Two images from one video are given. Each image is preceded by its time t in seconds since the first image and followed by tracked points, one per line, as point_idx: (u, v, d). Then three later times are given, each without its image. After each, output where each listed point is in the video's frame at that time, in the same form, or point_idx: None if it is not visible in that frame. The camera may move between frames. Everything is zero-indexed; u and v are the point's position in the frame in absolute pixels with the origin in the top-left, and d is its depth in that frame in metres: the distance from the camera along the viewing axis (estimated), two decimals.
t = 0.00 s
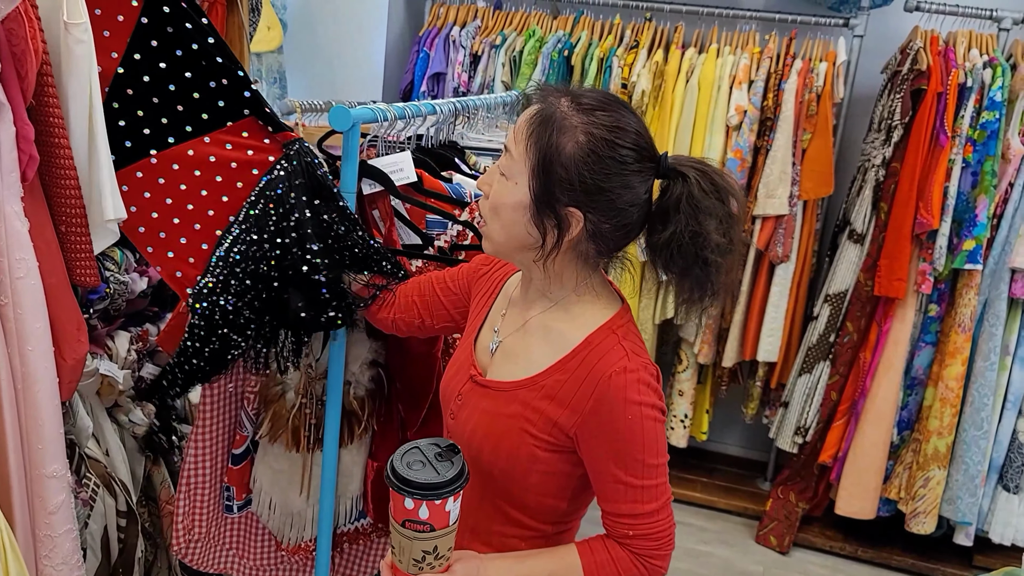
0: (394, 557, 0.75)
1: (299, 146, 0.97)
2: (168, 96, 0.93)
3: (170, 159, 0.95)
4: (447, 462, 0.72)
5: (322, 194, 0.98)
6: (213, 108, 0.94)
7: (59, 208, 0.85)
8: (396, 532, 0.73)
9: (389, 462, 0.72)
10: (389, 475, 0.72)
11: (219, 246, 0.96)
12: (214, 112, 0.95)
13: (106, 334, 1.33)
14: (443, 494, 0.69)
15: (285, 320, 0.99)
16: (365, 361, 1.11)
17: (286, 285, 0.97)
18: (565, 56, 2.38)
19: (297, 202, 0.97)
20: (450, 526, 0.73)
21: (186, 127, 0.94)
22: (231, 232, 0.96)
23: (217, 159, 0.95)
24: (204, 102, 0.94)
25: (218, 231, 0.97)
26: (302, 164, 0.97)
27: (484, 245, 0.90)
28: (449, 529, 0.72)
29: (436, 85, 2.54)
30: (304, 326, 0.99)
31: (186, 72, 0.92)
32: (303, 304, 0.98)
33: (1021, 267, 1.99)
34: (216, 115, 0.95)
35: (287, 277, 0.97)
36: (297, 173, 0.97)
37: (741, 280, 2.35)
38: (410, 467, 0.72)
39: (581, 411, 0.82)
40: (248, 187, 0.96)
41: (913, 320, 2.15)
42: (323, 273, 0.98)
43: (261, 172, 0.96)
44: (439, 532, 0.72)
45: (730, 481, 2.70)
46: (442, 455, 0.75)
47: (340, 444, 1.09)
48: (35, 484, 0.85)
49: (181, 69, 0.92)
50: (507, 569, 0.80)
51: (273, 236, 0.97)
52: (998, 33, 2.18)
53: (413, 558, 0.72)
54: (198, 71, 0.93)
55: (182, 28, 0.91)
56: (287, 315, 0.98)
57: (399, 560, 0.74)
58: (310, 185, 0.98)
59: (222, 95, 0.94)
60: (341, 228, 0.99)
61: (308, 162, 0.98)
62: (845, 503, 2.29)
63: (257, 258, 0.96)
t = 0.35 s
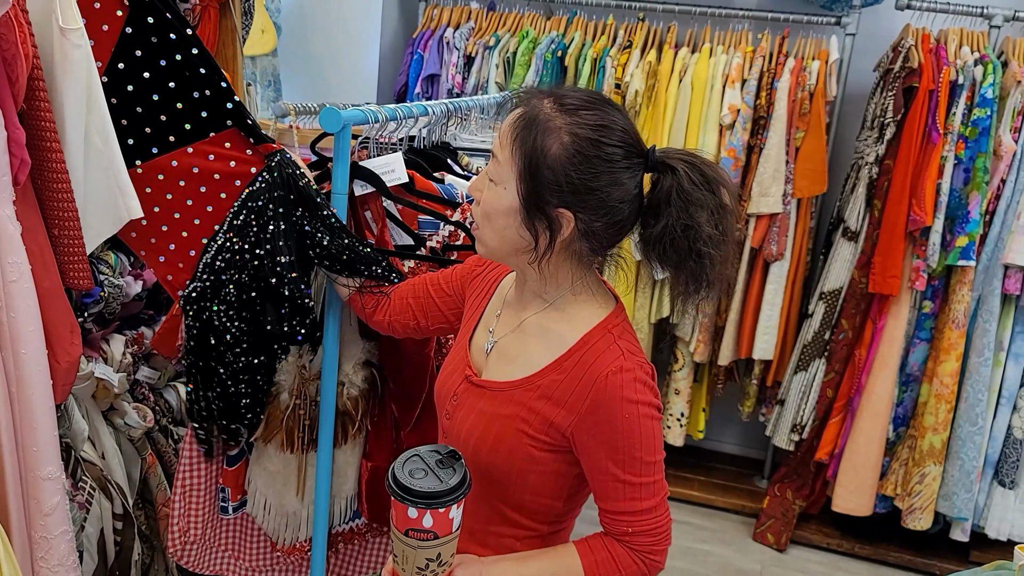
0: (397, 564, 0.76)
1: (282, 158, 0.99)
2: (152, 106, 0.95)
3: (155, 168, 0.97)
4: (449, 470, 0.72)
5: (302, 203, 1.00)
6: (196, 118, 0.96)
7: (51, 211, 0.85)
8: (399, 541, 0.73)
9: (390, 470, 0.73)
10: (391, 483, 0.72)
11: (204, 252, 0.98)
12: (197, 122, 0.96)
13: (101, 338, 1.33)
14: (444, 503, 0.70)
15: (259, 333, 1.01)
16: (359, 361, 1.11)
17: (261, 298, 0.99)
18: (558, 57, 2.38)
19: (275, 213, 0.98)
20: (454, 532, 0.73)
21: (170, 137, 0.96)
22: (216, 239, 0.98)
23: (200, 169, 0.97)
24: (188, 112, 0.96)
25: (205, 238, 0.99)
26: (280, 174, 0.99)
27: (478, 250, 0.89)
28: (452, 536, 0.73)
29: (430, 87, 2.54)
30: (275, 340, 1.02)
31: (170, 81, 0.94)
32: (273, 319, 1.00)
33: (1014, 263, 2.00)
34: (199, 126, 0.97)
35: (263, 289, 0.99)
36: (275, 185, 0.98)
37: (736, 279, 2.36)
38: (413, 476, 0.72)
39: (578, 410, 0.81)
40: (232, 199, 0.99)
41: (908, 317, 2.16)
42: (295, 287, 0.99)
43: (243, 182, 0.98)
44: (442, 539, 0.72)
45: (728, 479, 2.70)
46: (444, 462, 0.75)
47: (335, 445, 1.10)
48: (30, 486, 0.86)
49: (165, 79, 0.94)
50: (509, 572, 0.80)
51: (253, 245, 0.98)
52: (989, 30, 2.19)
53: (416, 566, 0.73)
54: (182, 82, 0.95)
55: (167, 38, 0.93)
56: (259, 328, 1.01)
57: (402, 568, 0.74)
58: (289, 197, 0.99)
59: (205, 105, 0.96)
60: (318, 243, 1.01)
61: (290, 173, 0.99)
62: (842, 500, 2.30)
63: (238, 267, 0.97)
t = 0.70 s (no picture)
0: (390, 565, 0.77)
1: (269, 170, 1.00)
2: (140, 115, 0.94)
3: (142, 178, 0.96)
4: (443, 472, 0.74)
5: (290, 215, 1.02)
6: (184, 128, 0.96)
7: (47, 215, 0.86)
8: (394, 542, 0.74)
9: (385, 472, 0.74)
10: (386, 486, 0.74)
11: (188, 265, 0.97)
12: (186, 132, 0.96)
13: (97, 341, 1.34)
14: (439, 504, 0.71)
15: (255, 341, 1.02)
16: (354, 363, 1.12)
17: (253, 307, 1.00)
18: (552, 61, 2.40)
19: (263, 224, 0.99)
20: (449, 533, 0.75)
21: (158, 146, 0.96)
22: (200, 251, 0.97)
23: (188, 179, 0.97)
24: (177, 123, 0.96)
25: (188, 250, 0.98)
26: (267, 186, 0.99)
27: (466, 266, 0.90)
28: (447, 537, 0.75)
29: (425, 90, 2.56)
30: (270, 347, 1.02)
31: (159, 91, 0.94)
32: (270, 327, 1.01)
33: (1006, 264, 2.01)
34: (188, 136, 0.97)
35: (257, 298, 0.99)
36: (261, 197, 0.99)
37: (730, 281, 2.37)
38: (408, 478, 0.74)
39: (569, 412, 0.82)
40: (218, 210, 0.98)
41: (901, 317, 2.18)
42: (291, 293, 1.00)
43: (230, 194, 0.98)
44: (437, 541, 0.74)
45: (724, 480, 2.71)
46: (439, 464, 0.76)
47: (330, 447, 1.10)
48: (27, 489, 0.86)
49: (155, 89, 0.94)
50: (503, 572, 0.81)
51: (242, 255, 0.98)
52: (980, 33, 2.20)
53: (411, 566, 0.74)
54: (171, 92, 0.94)
55: (156, 48, 0.92)
56: (255, 336, 1.01)
57: (397, 570, 0.75)
58: (276, 208, 1.01)
59: (194, 116, 0.96)
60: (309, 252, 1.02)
61: (277, 184, 1.00)
62: (837, 500, 2.31)
63: (227, 278, 0.98)
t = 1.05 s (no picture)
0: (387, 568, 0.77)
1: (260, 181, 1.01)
2: (131, 124, 0.96)
3: (133, 186, 0.97)
4: (439, 476, 0.75)
5: (279, 226, 1.02)
6: (175, 138, 0.98)
7: (43, 219, 0.87)
8: (390, 546, 0.75)
9: (382, 476, 0.75)
10: (383, 490, 0.75)
11: (176, 272, 0.98)
12: (176, 142, 0.98)
13: (91, 345, 1.34)
14: (435, 508, 0.72)
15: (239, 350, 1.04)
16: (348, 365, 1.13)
17: (239, 315, 1.02)
18: (544, 64, 2.41)
19: (251, 235, 1.00)
20: (445, 535, 0.76)
21: (149, 155, 0.97)
22: (189, 260, 0.99)
23: (178, 188, 0.98)
24: (167, 132, 0.97)
25: (177, 258, 0.99)
26: (256, 198, 1.00)
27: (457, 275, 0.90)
28: (443, 540, 0.76)
29: (417, 94, 2.57)
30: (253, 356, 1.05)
31: (150, 101, 0.96)
32: (255, 337, 1.03)
33: (994, 266, 2.03)
34: (178, 145, 0.98)
35: (242, 308, 1.02)
36: (249, 208, 1.00)
37: (722, 283, 2.39)
38: (404, 481, 0.74)
39: (562, 413, 0.82)
40: (208, 220, 0.99)
41: (891, 319, 2.20)
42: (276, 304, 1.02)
43: (220, 204, 0.99)
44: (433, 544, 0.75)
45: (715, 481, 2.73)
46: (434, 468, 0.77)
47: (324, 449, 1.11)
48: (24, 492, 0.86)
49: (146, 98, 0.95)
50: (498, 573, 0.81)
51: (229, 265, 1.00)
52: (967, 37, 2.23)
53: (408, 570, 0.75)
54: (162, 101, 0.96)
55: (149, 58, 0.94)
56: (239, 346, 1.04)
57: (394, 572, 0.76)
58: (265, 219, 1.02)
59: (184, 126, 0.97)
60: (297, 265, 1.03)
61: (267, 196, 1.01)
62: (827, 500, 2.33)
63: (214, 287, 1.00)
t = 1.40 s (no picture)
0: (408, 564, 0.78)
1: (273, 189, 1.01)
2: (145, 131, 0.98)
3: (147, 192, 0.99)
4: (458, 474, 0.75)
5: (289, 234, 1.02)
6: (187, 145, 0.99)
7: (63, 223, 0.88)
8: (411, 544, 0.76)
9: (401, 475, 0.76)
10: (403, 489, 0.75)
11: (190, 277, 1.01)
12: (188, 149, 0.99)
13: (103, 347, 1.35)
14: (455, 506, 0.73)
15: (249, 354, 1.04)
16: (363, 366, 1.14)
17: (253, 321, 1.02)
18: (545, 66, 2.43)
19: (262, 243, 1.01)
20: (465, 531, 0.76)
21: (162, 162, 0.99)
22: (203, 264, 1.00)
23: (191, 196, 1.00)
24: (179, 140, 0.99)
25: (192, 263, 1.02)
26: (266, 206, 1.00)
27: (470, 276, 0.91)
28: (462, 537, 0.76)
29: (419, 96, 2.58)
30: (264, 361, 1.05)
31: (164, 109, 0.97)
32: (264, 342, 1.03)
33: (992, 263, 2.05)
34: (191, 152, 1.00)
35: (253, 314, 1.02)
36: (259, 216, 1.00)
37: (723, 282, 2.40)
38: (424, 480, 0.75)
39: (578, 411, 0.84)
40: (220, 226, 1.01)
41: (891, 317, 2.21)
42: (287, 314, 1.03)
43: (233, 212, 1.01)
44: (453, 540, 0.75)
45: (717, 479, 2.75)
46: (453, 466, 0.77)
47: (339, 449, 1.12)
48: (46, 492, 0.87)
49: (160, 106, 0.97)
50: (516, 569, 0.83)
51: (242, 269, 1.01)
52: (965, 36, 2.25)
53: (429, 566, 0.76)
54: (175, 109, 0.98)
55: (162, 66, 0.96)
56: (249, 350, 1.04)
57: (415, 569, 0.77)
58: (275, 227, 1.01)
59: (197, 134, 0.99)
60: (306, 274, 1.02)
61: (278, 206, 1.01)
62: (829, 497, 2.35)
63: (227, 291, 1.01)
